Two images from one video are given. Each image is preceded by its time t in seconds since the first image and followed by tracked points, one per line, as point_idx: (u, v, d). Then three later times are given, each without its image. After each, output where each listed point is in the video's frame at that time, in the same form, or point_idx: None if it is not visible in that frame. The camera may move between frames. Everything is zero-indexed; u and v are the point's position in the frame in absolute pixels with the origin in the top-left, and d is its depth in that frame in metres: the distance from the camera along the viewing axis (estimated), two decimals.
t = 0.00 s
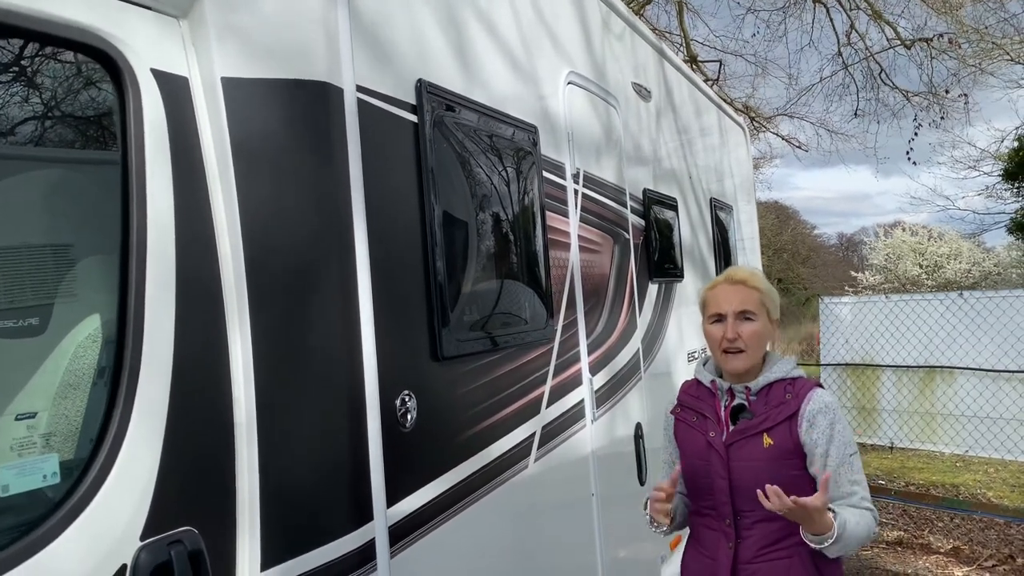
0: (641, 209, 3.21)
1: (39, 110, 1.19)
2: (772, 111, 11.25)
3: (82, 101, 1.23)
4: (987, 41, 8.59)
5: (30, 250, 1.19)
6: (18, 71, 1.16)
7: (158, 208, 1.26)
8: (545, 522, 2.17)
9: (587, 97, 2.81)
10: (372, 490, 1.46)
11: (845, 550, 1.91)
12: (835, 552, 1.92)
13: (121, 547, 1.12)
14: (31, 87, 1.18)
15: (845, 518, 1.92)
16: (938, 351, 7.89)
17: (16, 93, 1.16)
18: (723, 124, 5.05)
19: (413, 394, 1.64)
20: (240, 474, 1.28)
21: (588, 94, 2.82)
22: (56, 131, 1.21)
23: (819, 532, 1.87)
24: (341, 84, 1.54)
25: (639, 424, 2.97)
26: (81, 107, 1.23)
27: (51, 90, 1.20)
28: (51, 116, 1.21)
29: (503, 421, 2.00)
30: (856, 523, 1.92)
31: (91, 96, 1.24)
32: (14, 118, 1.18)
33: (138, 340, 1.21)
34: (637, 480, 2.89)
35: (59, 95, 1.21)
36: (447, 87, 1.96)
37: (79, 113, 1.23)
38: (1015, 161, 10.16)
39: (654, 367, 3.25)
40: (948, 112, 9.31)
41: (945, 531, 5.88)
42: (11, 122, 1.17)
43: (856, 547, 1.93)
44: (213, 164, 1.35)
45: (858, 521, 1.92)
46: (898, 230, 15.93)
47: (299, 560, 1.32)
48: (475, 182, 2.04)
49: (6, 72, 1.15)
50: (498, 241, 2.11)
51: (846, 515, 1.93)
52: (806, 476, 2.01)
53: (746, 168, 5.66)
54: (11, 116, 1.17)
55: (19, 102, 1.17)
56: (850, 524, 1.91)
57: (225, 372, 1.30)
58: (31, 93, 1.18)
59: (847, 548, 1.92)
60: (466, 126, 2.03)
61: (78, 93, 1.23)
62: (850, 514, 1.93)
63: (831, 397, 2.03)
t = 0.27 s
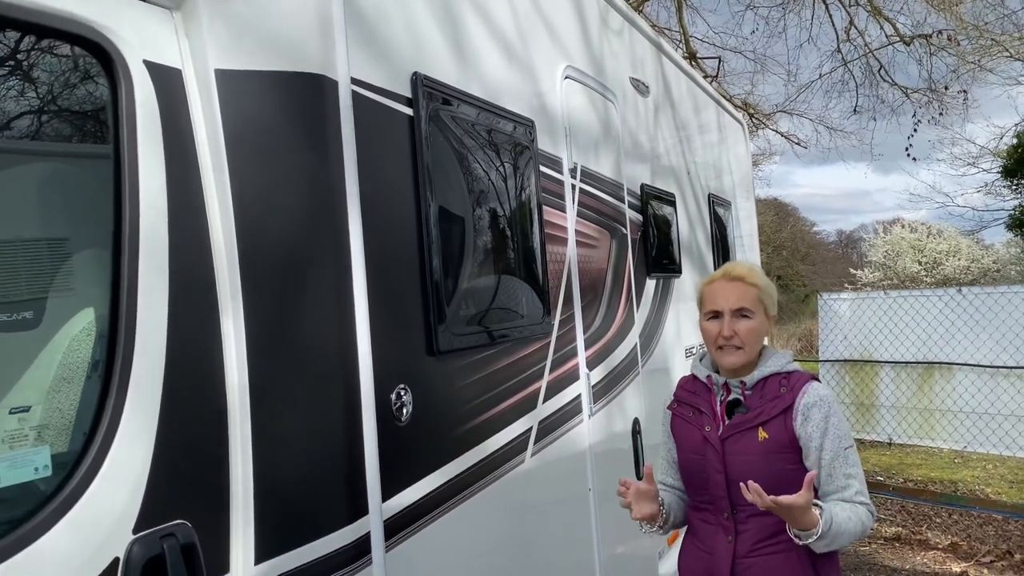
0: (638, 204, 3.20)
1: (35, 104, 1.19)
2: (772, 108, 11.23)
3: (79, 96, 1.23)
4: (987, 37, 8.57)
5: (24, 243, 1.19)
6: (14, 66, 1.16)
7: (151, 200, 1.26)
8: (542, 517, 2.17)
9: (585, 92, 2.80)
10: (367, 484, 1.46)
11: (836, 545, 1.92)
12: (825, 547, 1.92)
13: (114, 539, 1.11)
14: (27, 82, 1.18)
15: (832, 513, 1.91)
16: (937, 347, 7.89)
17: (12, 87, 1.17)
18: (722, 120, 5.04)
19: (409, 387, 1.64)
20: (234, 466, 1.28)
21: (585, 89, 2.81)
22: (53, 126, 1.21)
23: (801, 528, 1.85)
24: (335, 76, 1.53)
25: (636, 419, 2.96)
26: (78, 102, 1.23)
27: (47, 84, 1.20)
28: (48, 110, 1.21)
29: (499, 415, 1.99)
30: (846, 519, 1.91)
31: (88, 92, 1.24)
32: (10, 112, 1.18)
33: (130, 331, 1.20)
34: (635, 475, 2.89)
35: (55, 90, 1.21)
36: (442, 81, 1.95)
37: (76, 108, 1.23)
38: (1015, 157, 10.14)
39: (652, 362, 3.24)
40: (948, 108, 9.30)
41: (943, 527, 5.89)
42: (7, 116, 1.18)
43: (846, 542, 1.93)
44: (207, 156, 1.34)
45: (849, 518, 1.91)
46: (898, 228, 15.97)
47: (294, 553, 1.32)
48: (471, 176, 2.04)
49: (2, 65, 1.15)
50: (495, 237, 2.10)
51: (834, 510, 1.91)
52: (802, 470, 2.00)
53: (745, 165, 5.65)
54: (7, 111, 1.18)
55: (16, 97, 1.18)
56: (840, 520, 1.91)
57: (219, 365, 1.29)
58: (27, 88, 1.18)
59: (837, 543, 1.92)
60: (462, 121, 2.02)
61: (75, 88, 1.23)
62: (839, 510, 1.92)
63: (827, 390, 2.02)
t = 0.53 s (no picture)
0: (637, 196, 3.19)
1: (31, 95, 1.20)
2: (771, 103, 11.21)
3: (76, 88, 1.23)
4: (987, 32, 8.55)
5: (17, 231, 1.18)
6: (10, 56, 1.16)
7: (145, 187, 1.25)
8: (540, 509, 2.17)
9: (583, 83, 2.79)
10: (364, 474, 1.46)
11: (836, 529, 1.91)
12: (827, 531, 1.90)
13: (108, 528, 1.11)
14: (23, 73, 1.18)
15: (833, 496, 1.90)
16: (937, 342, 7.89)
17: (8, 78, 1.17)
18: (722, 113, 5.03)
19: (406, 377, 1.63)
20: (229, 455, 1.27)
21: (584, 80, 2.80)
22: (48, 117, 1.20)
23: (799, 503, 1.84)
24: (331, 64, 1.52)
25: (635, 412, 2.96)
26: (75, 94, 1.23)
27: (43, 76, 1.20)
28: (43, 102, 1.20)
29: (497, 406, 1.99)
30: (846, 503, 1.90)
31: (84, 84, 1.23)
32: (5, 104, 1.18)
33: (124, 319, 1.19)
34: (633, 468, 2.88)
35: (51, 81, 1.21)
36: (439, 71, 1.94)
37: (72, 100, 1.23)
38: (1014, 152, 10.14)
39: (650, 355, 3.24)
40: (947, 103, 9.28)
41: (942, 521, 5.89)
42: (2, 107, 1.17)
43: (845, 527, 1.92)
44: (201, 142, 1.33)
45: (849, 502, 1.91)
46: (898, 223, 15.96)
47: (290, 543, 1.32)
48: (470, 170, 2.03)
49: None
50: (493, 230, 2.09)
51: (835, 494, 1.90)
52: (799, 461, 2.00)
53: (745, 158, 5.64)
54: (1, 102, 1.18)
55: (10, 88, 1.18)
56: (840, 503, 1.90)
57: (214, 354, 1.29)
58: (22, 79, 1.18)
59: (836, 528, 1.91)
60: (460, 112, 2.01)
61: (71, 80, 1.22)
62: (839, 494, 1.91)
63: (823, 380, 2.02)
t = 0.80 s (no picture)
0: (635, 188, 3.19)
1: (27, 87, 1.20)
2: (770, 97, 11.20)
3: (73, 79, 1.23)
4: (987, 26, 8.53)
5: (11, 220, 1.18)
6: (5, 48, 1.17)
7: (139, 176, 1.24)
8: (538, 501, 2.17)
9: (581, 74, 2.78)
10: (361, 464, 1.45)
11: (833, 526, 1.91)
12: (823, 528, 1.91)
13: (103, 517, 1.10)
14: (19, 64, 1.18)
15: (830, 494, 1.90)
16: (936, 335, 7.89)
17: (4, 70, 1.18)
18: (721, 105, 5.02)
19: (403, 368, 1.63)
20: (225, 444, 1.27)
21: (582, 71, 2.79)
22: (45, 109, 1.21)
23: (799, 503, 1.85)
24: (327, 53, 1.51)
25: (633, 404, 2.96)
26: (71, 85, 1.22)
27: (40, 69, 1.20)
28: (40, 94, 1.21)
29: (495, 397, 1.98)
30: (843, 500, 1.91)
31: (81, 76, 1.23)
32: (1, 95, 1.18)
33: (118, 308, 1.19)
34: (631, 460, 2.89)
35: (48, 73, 1.21)
36: (437, 60, 1.93)
37: (69, 92, 1.22)
38: (1013, 147, 10.12)
39: (649, 348, 3.24)
40: (947, 96, 9.26)
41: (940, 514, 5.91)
42: None
43: (841, 524, 1.92)
44: (196, 129, 1.32)
45: (846, 499, 1.91)
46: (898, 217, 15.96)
47: (287, 533, 1.32)
48: (468, 163, 2.03)
49: None
50: (491, 222, 2.09)
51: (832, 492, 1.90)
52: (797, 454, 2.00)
53: (744, 151, 5.63)
54: None
55: (6, 79, 1.18)
56: (837, 500, 1.90)
57: (209, 343, 1.28)
58: (19, 71, 1.19)
59: (833, 525, 1.91)
60: (458, 103, 2.01)
61: (68, 73, 1.22)
62: (836, 492, 1.91)
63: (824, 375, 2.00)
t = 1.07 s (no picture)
0: (633, 179, 3.18)
1: (22, 77, 1.19)
2: (769, 90, 11.17)
3: (69, 69, 1.21)
4: (987, 18, 8.51)
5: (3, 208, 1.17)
6: None
7: (132, 162, 1.23)
8: (535, 491, 2.17)
9: (579, 64, 2.77)
10: (357, 453, 1.45)
11: (845, 506, 1.89)
12: (841, 503, 1.88)
13: (97, 504, 1.10)
14: (14, 53, 1.18)
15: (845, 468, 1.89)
16: (934, 328, 7.90)
17: None
18: (719, 96, 5.00)
19: (399, 357, 1.63)
20: (219, 433, 1.26)
21: (580, 61, 2.78)
22: (40, 99, 1.19)
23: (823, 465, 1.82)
24: (322, 39, 1.50)
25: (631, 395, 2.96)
26: (67, 75, 1.21)
27: (36, 58, 1.19)
28: (35, 83, 1.19)
29: (492, 387, 1.98)
30: (856, 475, 1.90)
31: (76, 66, 1.22)
32: None
33: (112, 296, 1.18)
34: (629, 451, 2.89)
35: (43, 62, 1.20)
36: (433, 48, 1.92)
37: (65, 81, 1.21)
38: (1012, 140, 10.11)
39: (647, 339, 3.24)
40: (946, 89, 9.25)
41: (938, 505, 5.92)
42: None
43: (852, 506, 1.91)
44: (190, 113, 1.31)
45: (858, 476, 1.91)
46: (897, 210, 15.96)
47: (281, 521, 1.32)
48: (466, 153, 2.02)
49: None
50: (488, 213, 2.08)
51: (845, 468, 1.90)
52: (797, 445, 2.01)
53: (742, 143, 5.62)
54: None
55: None
56: (851, 477, 1.89)
57: (204, 331, 1.27)
58: (14, 60, 1.18)
59: (850, 500, 1.89)
60: (455, 92, 2.00)
61: (63, 62, 1.21)
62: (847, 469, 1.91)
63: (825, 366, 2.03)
